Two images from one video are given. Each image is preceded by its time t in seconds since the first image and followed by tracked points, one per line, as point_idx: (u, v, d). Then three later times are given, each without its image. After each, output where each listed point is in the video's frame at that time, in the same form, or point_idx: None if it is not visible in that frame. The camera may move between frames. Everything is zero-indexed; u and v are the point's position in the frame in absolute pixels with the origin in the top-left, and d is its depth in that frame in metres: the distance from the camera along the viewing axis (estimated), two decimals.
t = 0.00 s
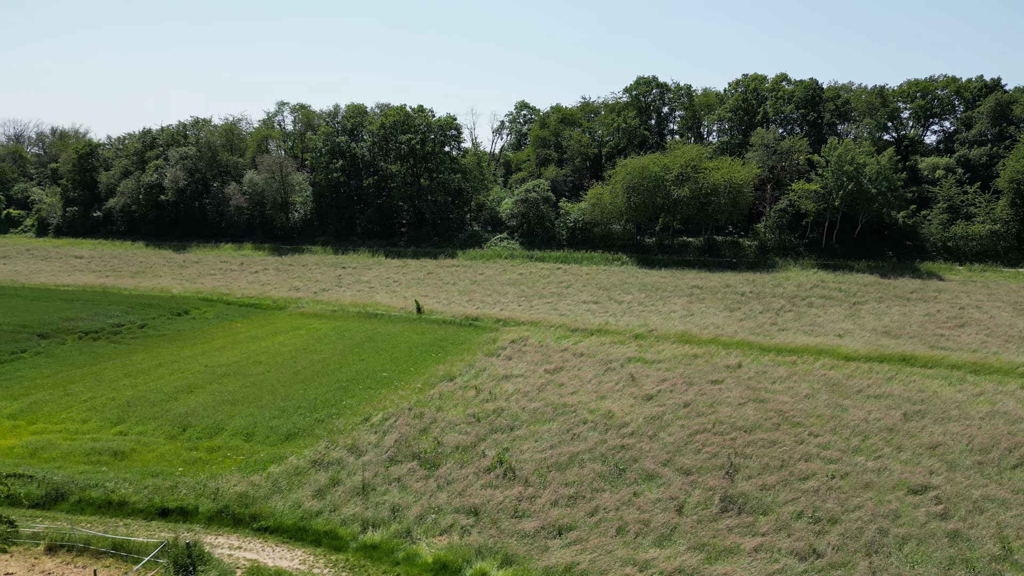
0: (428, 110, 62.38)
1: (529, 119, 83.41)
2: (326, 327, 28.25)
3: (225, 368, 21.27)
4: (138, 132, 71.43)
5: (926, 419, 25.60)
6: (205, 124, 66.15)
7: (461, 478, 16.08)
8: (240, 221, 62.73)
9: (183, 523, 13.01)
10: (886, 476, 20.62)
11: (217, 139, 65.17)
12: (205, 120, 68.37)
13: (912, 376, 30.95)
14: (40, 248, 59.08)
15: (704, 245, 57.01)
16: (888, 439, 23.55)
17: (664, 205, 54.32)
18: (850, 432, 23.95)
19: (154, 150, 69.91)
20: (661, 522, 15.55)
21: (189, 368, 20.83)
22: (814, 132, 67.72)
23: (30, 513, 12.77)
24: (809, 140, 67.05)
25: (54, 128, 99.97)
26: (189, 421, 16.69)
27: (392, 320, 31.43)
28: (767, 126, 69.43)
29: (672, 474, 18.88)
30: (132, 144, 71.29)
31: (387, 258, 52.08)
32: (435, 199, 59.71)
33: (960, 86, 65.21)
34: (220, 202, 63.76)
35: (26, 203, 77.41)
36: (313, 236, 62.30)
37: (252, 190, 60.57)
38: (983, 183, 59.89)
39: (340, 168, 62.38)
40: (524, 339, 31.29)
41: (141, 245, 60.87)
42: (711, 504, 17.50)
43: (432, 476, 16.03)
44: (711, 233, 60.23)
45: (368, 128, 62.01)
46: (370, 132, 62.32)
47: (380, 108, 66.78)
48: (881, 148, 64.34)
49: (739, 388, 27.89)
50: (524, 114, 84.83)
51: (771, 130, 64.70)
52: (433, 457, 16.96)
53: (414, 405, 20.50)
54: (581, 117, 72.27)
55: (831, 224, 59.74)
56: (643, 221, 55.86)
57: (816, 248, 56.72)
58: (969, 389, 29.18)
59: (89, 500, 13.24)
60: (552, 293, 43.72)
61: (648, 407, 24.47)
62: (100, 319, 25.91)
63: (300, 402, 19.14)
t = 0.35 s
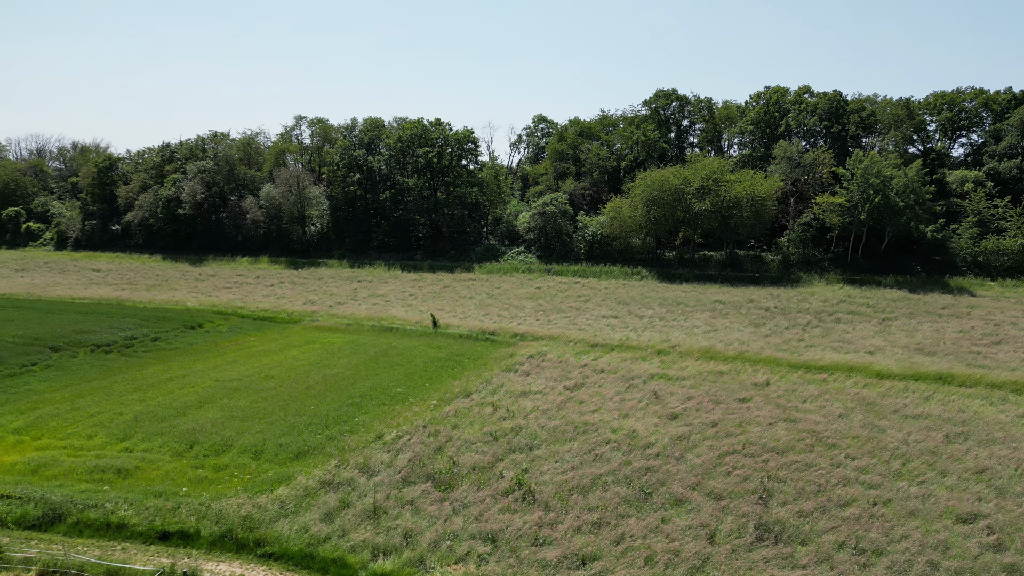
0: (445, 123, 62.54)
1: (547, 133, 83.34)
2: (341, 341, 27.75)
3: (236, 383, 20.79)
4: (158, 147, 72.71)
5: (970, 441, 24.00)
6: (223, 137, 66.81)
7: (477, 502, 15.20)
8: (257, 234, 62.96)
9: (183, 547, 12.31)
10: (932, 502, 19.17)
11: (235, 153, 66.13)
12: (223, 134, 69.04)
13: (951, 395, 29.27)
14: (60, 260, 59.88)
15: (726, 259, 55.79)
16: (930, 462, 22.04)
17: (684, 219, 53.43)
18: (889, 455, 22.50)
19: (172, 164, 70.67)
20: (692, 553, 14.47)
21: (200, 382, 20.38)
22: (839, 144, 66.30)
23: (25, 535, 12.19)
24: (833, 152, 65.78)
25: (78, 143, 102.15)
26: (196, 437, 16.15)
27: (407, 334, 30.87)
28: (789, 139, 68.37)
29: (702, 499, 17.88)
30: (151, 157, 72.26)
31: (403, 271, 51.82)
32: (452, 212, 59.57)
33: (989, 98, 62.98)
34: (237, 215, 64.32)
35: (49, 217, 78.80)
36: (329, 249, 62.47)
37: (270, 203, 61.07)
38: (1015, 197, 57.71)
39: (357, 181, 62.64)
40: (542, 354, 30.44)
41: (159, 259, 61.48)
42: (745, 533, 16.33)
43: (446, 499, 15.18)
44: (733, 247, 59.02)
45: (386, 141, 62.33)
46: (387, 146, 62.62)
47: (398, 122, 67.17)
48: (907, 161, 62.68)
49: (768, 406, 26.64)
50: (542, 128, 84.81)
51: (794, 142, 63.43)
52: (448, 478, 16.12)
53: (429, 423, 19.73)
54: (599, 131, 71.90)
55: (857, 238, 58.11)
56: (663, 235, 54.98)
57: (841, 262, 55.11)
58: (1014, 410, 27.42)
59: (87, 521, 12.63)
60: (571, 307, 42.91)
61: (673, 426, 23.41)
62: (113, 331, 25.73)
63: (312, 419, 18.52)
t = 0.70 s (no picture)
0: (462, 126, 62.28)
1: (564, 136, 82.70)
2: (354, 346, 27.25)
3: (247, 388, 20.37)
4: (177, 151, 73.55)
5: (1018, 454, 22.40)
6: (240, 142, 67.25)
7: (494, 516, 14.38)
8: (273, 239, 63.07)
9: (184, 563, 11.74)
10: (981, 520, 17.79)
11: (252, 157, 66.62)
12: (240, 139, 69.44)
13: (993, 405, 27.58)
14: (78, 264, 60.64)
15: (748, 264, 54.35)
16: (975, 477, 20.58)
17: (706, 223, 52.20)
18: (930, 468, 21.10)
19: (188, 168, 71.10)
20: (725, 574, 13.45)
21: (210, 388, 20.01)
22: (864, 147, 64.28)
23: (21, 547, 11.74)
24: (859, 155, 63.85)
25: (97, 148, 103.71)
26: (203, 445, 15.69)
27: (422, 339, 30.24)
28: (813, 141, 66.68)
29: (733, 515, 16.79)
30: (168, 162, 72.97)
31: (419, 276, 51.40)
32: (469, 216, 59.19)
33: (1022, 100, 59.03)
34: (253, 219, 64.62)
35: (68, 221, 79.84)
36: (345, 253, 62.40)
37: (287, 208, 61.31)
38: None
39: (373, 185, 62.58)
40: (560, 360, 29.56)
41: (175, 262, 61.92)
42: (781, 552, 15.24)
43: (462, 513, 14.39)
44: (755, 251, 57.50)
45: (402, 145, 62.26)
46: (404, 149, 62.51)
47: (414, 126, 67.10)
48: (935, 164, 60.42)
49: (798, 416, 25.35)
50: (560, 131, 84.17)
51: (818, 145, 61.70)
52: (463, 490, 15.34)
53: (444, 431, 19.02)
54: (617, 134, 71.03)
55: (884, 242, 56.14)
56: (683, 239, 53.80)
57: (867, 267, 53.25)
58: None
59: (85, 532, 12.16)
60: (589, 312, 41.96)
61: (699, 436, 22.30)
62: (126, 335, 25.57)
63: (323, 425, 17.96)
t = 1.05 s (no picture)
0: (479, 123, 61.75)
1: (582, 134, 81.70)
2: (369, 344, 26.71)
3: (259, 386, 19.98)
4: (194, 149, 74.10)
5: None
6: (256, 140, 67.44)
7: (512, 525, 13.59)
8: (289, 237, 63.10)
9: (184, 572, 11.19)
10: None
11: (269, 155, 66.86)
12: (256, 137, 69.64)
13: None
14: (95, 262, 61.14)
15: (770, 263, 52.72)
16: None
17: (728, 221, 50.85)
18: (974, 476, 19.70)
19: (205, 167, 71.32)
20: None
21: (220, 386, 19.64)
22: (890, 143, 61.85)
23: (16, 552, 11.30)
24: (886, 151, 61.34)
25: (115, 146, 105.00)
26: (211, 445, 15.27)
27: (437, 337, 29.60)
28: (837, 137, 64.40)
29: (766, 525, 15.75)
30: (185, 160, 73.52)
31: (435, 274, 50.89)
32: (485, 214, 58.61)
33: None
34: (269, 217, 64.76)
35: (86, 219, 80.75)
36: (361, 251, 62.20)
37: (303, 206, 61.37)
38: None
39: (389, 183, 62.33)
40: (579, 360, 28.66)
41: (191, 261, 62.19)
42: (821, 567, 14.20)
43: (478, 520, 13.63)
44: (778, 249, 55.78)
45: (419, 142, 61.93)
46: (420, 147, 62.17)
47: (431, 123, 66.72)
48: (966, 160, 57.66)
49: (829, 419, 24.05)
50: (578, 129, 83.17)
51: (843, 140, 59.60)
52: (480, 495, 14.60)
53: (460, 432, 18.32)
54: (637, 130, 69.76)
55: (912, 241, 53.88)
56: (704, 237, 52.48)
57: (894, 266, 51.23)
58: None
59: (83, 537, 11.69)
60: (608, 312, 40.95)
61: (727, 440, 21.22)
62: (139, 333, 25.42)
63: (335, 425, 17.42)
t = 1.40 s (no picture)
0: (496, 120, 61.13)
1: (601, 131, 80.79)
2: (384, 343, 26.19)
3: (271, 386, 19.57)
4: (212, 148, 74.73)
5: None
6: (273, 137, 67.69)
7: (532, 534, 12.80)
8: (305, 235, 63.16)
9: None
10: None
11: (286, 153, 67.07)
12: (272, 135, 69.90)
13: None
14: (113, 260, 61.78)
15: (795, 262, 51.04)
16: None
17: (751, 219, 49.40)
18: None
19: (222, 164, 72.44)
20: None
21: (232, 385, 19.28)
22: (919, 139, 59.34)
23: (10, 559, 10.86)
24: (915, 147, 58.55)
25: (134, 145, 106.53)
26: (219, 447, 14.81)
27: (453, 336, 28.95)
28: (863, 132, 61.90)
29: (804, 537, 14.69)
30: (203, 159, 74.18)
31: (451, 273, 50.35)
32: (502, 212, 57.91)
33: None
34: (286, 215, 64.97)
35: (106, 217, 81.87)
36: (377, 250, 62.01)
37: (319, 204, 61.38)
38: None
39: (406, 181, 62.09)
40: (600, 360, 27.72)
41: (208, 259, 62.57)
42: None
43: (495, 529, 12.86)
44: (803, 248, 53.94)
45: (435, 139, 61.55)
46: (437, 144, 61.80)
47: (447, 120, 66.31)
48: (999, 157, 54.86)
49: (864, 423, 22.75)
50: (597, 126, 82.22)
51: (870, 136, 57.50)
52: (498, 502, 13.84)
53: (477, 434, 17.62)
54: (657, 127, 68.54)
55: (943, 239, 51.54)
56: (726, 235, 51.12)
57: (923, 266, 49.01)
58: None
59: (80, 544, 11.22)
60: (628, 311, 39.90)
61: (757, 445, 20.13)
62: (152, 330, 25.25)
63: (347, 426, 16.86)
